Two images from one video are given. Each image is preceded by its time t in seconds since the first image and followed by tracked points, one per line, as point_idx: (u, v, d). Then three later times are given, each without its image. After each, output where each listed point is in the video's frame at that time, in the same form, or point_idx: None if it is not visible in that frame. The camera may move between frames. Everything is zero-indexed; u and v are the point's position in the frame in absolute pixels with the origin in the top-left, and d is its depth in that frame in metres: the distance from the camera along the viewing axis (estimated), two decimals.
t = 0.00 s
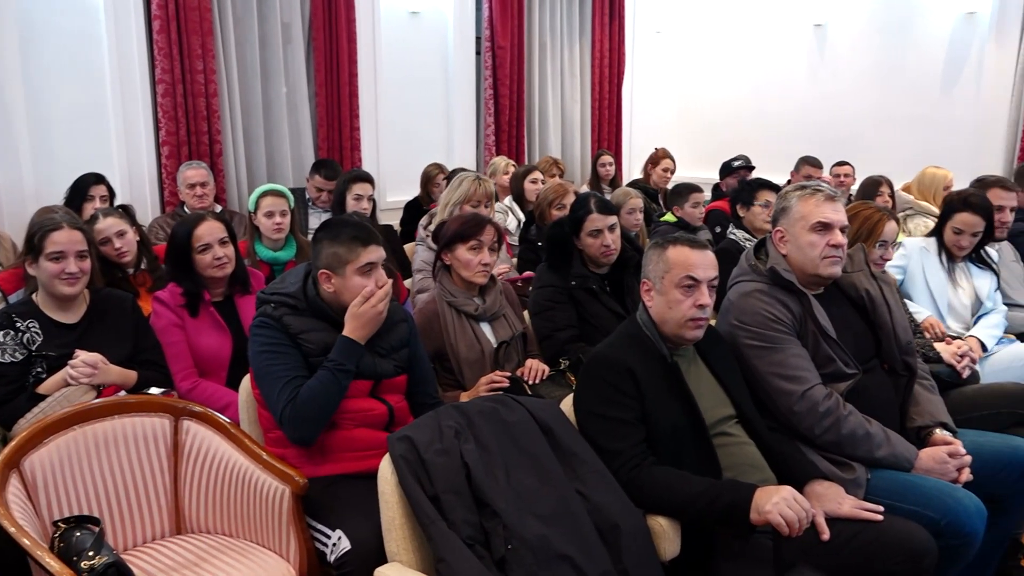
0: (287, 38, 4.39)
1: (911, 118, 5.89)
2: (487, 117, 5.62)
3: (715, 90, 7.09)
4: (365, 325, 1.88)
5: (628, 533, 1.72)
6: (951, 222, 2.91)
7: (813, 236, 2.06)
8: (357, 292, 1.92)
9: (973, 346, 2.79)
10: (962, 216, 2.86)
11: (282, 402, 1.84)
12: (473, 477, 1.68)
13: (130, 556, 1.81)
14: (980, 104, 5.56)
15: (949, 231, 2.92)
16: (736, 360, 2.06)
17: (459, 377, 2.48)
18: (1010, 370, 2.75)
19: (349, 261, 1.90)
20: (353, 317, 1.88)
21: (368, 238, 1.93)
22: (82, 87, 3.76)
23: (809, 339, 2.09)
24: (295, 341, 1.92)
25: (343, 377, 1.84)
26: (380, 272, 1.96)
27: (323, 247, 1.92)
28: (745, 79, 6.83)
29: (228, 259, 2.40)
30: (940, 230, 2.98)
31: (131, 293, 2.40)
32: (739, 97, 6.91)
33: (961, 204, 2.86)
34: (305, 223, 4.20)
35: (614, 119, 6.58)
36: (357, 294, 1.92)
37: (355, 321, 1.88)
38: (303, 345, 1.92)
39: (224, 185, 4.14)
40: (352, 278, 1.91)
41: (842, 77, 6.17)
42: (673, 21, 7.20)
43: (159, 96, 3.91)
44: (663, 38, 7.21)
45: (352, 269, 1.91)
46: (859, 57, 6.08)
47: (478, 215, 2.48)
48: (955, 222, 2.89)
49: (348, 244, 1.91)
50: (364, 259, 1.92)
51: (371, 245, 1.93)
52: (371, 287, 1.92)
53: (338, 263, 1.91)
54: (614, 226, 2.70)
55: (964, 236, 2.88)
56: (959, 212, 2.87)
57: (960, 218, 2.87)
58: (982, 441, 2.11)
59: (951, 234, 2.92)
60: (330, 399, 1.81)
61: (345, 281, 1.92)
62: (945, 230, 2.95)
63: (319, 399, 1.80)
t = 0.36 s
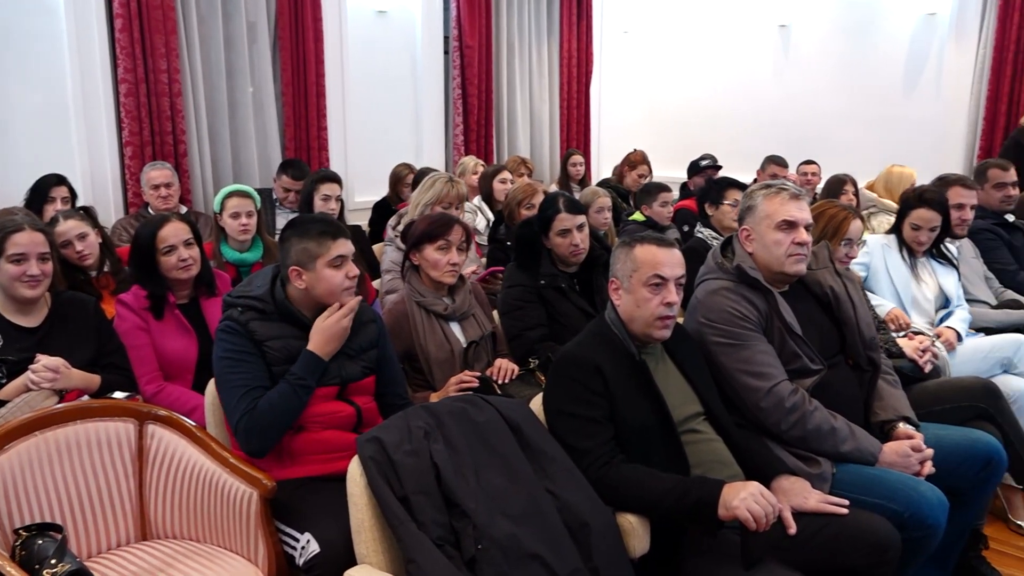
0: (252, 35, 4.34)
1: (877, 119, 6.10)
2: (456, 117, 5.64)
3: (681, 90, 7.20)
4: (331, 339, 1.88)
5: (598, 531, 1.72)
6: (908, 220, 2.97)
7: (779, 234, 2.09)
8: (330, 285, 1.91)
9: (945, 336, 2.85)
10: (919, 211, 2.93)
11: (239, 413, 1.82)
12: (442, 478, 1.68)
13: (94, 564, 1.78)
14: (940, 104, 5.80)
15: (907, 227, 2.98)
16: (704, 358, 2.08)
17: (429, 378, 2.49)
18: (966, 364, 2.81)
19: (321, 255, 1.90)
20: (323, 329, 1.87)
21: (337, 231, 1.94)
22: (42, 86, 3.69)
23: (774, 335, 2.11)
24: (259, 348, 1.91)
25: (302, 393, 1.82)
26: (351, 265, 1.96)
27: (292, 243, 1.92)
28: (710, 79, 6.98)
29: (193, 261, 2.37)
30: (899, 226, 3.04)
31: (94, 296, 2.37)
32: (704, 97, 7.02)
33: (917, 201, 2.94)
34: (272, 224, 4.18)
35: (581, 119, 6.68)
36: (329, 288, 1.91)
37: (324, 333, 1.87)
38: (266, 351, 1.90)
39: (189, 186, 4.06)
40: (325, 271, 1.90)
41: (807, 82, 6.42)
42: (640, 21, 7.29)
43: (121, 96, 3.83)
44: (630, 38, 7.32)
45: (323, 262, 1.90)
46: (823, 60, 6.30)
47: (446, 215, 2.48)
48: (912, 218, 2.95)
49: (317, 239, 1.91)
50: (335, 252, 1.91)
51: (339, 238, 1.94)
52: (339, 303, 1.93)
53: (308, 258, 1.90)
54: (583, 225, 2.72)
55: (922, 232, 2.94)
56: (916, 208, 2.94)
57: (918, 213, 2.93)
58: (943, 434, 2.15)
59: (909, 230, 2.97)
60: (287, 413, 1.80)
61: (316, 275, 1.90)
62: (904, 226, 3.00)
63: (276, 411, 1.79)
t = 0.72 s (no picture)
0: (219, 35, 4.31)
1: (844, 120, 6.22)
2: (427, 117, 5.64)
3: (651, 90, 7.25)
4: (306, 342, 1.85)
5: (571, 530, 1.72)
6: (874, 212, 3.01)
7: (747, 233, 2.11)
8: (285, 288, 1.90)
9: (909, 333, 2.91)
10: (885, 203, 2.98)
11: (208, 415, 1.80)
12: (414, 479, 1.67)
13: (60, 571, 1.75)
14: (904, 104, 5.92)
15: (873, 220, 3.01)
16: (674, 356, 2.09)
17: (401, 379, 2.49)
18: (930, 356, 2.89)
19: (278, 257, 1.89)
20: (303, 331, 1.85)
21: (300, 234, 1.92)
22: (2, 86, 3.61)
23: (743, 334, 2.13)
24: (228, 349, 1.89)
25: (275, 394, 1.81)
26: (311, 270, 1.94)
27: (254, 243, 1.92)
28: (681, 80, 7.06)
29: (160, 263, 2.34)
30: (865, 223, 3.07)
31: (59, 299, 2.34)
32: (675, 98, 7.11)
33: (879, 195, 2.99)
34: (241, 225, 4.14)
35: (552, 119, 6.72)
36: (284, 290, 1.90)
37: (305, 335, 1.85)
38: (236, 352, 1.89)
39: (156, 187, 4.01)
40: (282, 274, 1.89)
41: (774, 86, 6.54)
42: (609, 22, 7.35)
43: (85, 96, 3.77)
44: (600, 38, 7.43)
45: (280, 266, 1.89)
46: (788, 63, 6.44)
47: (418, 216, 2.47)
48: (878, 209, 3.00)
49: (278, 240, 1.89)
50: (293, 256, 1.90)
51: (301, 243, 1.92)
52: (304, 305, 1.91)
53: (267, 259, 1.90)
54: (553, 225, 2.73)
55: (889, 222, 2.97)
56: (880, 201, 2.99)
57: (882, 205, 2.98)
58: (910, 431, 2.18)
59: (875, 223, 3.01)
60: (260, 414, 1.78)
61: (273, 277, 1.90)
62: (870, 220, 3.04)
63: (247, 413, 1.77)
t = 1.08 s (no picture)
0: (192, 35, 4.26)
1: (818, 120, 6.28)
2: (403, 118, 5.63)
3: (628, 90, 7.28)
4: (277, 343, 1.83)
5: (548, 530, 1.72)
6: (847, 211, 3.06)
7: (722, 232, 2.12)
8: (255, 290, 1.89)
9: (884, 332, 2.92)
10: (855, 201, 3.02)
11: (180, 421, 1.78)
12: (391, 481, 1.66)
13: None
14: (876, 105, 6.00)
15: (848, 219, 3.06)
16: (651, 355, 2.10)
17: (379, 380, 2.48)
18: (904, 360, 2.91)
19: (249, 258, 1.89)
20: (274, 333, 1.83)
21: (272, 236, 1.91)
22: None
23: (719, 331, 2.15)
24: (203, 352, 1.87)
25: (246, 398, 1.79)
26: (283, 273, 1.94)
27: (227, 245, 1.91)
28: (657, 80, 7.09)
29: (133, 265, 2.32)
30: (840, 225, 3.11)
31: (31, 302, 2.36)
32: (651, 98, 7.14)
33: (849, 193, 3.05)
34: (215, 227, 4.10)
35: (529, 120, 6.73)
36: (255, 292, 1.89)
37: (276, 337, 1.83)
38: (210, 355, 1.87)
39: (129, 188, 3.96)
40: (252, 276, 1.89)
41: (750, 87, 6.59)
42: (586, 22, 7.35)
43: (56, 96, 3.72)
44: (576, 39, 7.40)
45: (253, 268, 1.89)
46: (763, 64, 6.50)
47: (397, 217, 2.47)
48: (849, 207, 3.05)
49: (250, 242, 1.89)
50: (265, 259, 1.89)
51: (273, 244, 1.91)
52: (274, 307, 1.90)
53: (239, 261, 1.90)
54: (531, 226, 2.73)
55: (862, 219, 3.02)
56: (849, 199, 3.05)
57: (852, 203, 3.03)
58: (883, 427, 2.21)
59: (850, 221, 3.05)
60: (231, 420, 1.77)
61: (245, 279, 1.89)
62: (844, 219, 3.08)
63: (218, 418, 1.75)
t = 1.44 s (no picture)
0: (169, 34, 4.22)
1: (796, 120, 6.33)
2: (383, 118, 5.62)
3: (608, 91, 7.30)
4: (251, 345, 1.82)
5: (529, 530, 1.72)
6: (815, 214, 3.10)
7: (701, 232, 2.13)
8: (234, 292, 1.88)
9: (866, 331, 2.98)
10: (823, 202, 3.08)
11: (154, 424, 1.78)
12: (372, 483, 1.65)
13: None
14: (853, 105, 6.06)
15: (816, 221, 3.10)
16: (631, 355, 2.11)
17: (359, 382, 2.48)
18: (880, 357, 2.94)
19: (230, 260, 1.87)
20: (248, 335, 1.82)
21: (254, 238, 1.90)
22: None
23: (699, 331, 2.17)
24: (180, 354, 1.86)
25: (219, 400, 1.78)
26: (264, 275, 1.93)
27: (209, 246, 1.89)
28: (636, 80, 7.12)
29: (110, 267, 2.30)
30: (807, 229, 3.15)
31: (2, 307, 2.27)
32: (631, 98, 7.17)
33: (815, 196, 3.11)
34: (194, 228, 4.06)
35: (509, 120, 6.73)
36: (234, 294, 1.88)
37: (250, 339, 1.82)
38: (188, 356, 1.86)
39: (105, 190, 3.92)
40: (232, 277, 1.88)
41: (728, 87, 6.63)
42: (565, 22, 7.38)
43: (30, 96, 3.68)
44: (556, 40, 7.40)
45: (233, 270, 1.87)
46: (741, 64, 6.54)
47: (378, 218, 2.46)
48: (817, 209, 3.10)
49: (232, 243, 1.87)
50: (247, 261, 1.88)
51: (255, 246, 1.90)
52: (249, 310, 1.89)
53: (220, 261, 1.88)
54: (510, 226, 2.74)
55: (831, 218, 3.07)
56: (817, 201, 3.10)
57: (821, 204, 3.08)
58: (861, 424, 2.23)
59: (820, 222, 3.09)
60: (205, 423, 1.76)
61: (224, 280, 1.88)
62: (813, 222, 3.13)
63: (191, 421, 1.74)
